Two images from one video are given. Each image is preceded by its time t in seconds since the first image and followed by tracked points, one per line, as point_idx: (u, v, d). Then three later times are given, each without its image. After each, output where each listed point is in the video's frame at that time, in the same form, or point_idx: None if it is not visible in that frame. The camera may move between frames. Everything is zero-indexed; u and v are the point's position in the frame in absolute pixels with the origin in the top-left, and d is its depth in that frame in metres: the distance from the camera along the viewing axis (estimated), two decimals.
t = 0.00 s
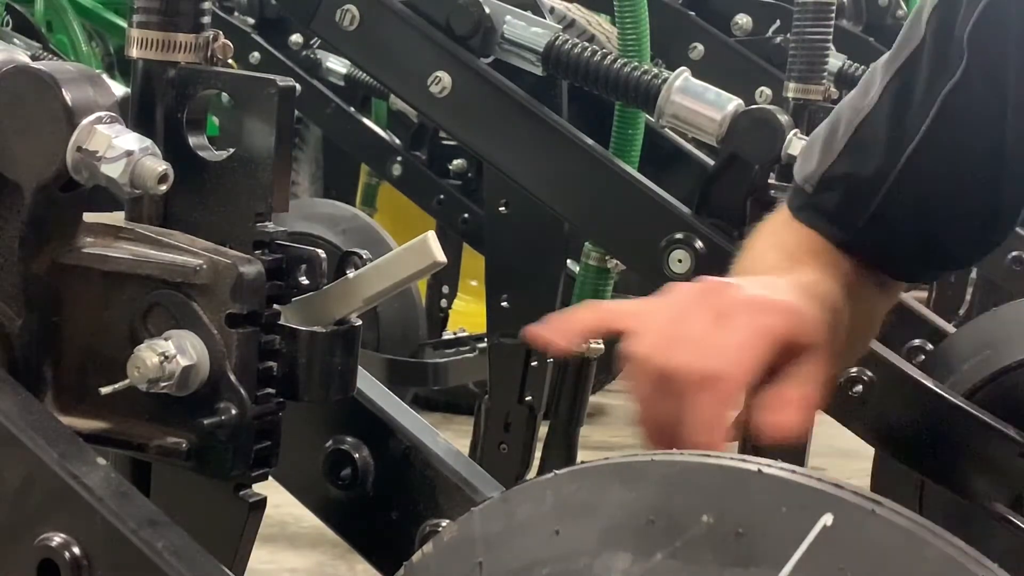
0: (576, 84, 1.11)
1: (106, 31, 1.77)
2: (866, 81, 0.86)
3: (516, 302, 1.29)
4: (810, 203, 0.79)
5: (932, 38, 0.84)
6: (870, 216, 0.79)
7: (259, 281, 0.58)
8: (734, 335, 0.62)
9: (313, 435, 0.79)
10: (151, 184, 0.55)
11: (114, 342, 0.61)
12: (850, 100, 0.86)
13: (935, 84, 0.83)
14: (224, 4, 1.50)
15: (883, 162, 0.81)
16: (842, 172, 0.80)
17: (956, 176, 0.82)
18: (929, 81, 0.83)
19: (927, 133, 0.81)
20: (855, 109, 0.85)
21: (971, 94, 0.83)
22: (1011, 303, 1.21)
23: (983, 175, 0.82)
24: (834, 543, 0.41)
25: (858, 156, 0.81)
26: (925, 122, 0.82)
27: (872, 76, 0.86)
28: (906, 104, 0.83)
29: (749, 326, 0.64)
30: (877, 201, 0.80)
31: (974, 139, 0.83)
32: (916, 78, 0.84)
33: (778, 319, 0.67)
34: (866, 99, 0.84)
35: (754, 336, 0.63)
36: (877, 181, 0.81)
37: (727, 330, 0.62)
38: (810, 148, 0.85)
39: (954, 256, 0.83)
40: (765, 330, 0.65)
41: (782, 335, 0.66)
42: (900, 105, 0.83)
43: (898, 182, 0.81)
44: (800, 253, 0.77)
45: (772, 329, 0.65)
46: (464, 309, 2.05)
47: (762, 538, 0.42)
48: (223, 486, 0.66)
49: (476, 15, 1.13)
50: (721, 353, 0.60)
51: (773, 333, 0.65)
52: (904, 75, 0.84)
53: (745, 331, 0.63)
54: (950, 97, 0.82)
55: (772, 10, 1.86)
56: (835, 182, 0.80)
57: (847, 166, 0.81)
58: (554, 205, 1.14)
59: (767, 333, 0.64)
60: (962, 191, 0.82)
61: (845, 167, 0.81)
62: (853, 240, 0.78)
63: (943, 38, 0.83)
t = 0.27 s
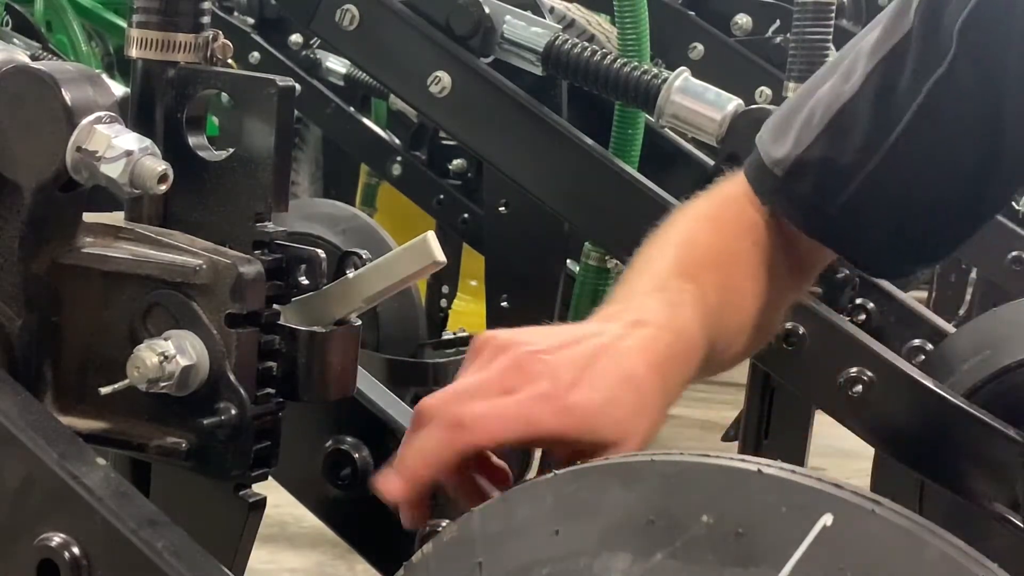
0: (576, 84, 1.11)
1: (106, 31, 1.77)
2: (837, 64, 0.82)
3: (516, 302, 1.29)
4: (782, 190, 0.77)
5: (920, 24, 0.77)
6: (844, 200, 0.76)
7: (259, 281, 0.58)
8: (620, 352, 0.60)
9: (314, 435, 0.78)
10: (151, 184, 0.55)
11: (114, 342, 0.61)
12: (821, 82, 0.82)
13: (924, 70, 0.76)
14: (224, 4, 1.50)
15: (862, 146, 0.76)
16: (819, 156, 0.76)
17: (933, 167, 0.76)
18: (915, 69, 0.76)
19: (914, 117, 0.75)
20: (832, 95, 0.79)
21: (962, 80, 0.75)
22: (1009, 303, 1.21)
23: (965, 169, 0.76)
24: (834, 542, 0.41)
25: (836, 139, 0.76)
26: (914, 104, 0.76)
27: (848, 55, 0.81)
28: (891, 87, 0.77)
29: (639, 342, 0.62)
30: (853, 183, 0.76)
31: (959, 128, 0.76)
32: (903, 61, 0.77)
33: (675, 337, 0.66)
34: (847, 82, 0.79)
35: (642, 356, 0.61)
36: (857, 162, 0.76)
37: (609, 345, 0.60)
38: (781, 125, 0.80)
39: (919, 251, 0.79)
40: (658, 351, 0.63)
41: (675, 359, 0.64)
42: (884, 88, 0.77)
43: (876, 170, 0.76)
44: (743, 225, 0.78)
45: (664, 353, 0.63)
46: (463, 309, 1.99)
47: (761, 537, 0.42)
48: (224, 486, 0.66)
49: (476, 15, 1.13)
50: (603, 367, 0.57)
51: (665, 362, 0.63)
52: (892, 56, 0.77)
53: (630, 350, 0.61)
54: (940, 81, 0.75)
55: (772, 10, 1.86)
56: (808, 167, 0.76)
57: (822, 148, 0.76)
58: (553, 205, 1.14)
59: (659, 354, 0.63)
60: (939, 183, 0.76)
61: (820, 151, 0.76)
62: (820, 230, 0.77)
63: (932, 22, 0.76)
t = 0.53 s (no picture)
0: (576, 84, 1.11)
1: (105, 31, 1.77)
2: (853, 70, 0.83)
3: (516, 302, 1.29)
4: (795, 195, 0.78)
5: (932, 29, 0.78)
6: (860, 206, 0.77)
7: (259, 281, 0.58)
8: (572, 366, 0.60)
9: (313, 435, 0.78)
10: (151, 184, 0.55)
11: (113, 343, 0.61)
12: (836, 89, 0.83)
13: (936, 75, 0.77)
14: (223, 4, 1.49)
15: (876, 152, 0.78)
16: (833, 162, 0.77)
17: (950, 175, 0.78)
18: (928, 74, 0.77)
19: (927, 124, 0.77)
20: (850, 97, 0.80)
21: (977, 88, 0.76)
22: (1010, 303, 1.21)
23: (983, 176, 0.78)
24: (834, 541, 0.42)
25: (850, 144, 0.78)
26: (924, 112, 0.77)
27: (863, 60, 0.83)
28: (904, 93, 0.78)
29: (596, 355, 0.62)
30: (871, 187, 0.77)
31: (974, 135, 0.77)
32: (915, 68, 0.78)
33: (640, 352, 0.65)
34: (861, 87, 0.80)
35: (597, 370, 0.60)
36: (871, 168, 0.78)
37: (562, 359, 0.60)
38: (798, 131, 0.82)
39: (939, 254, 0.80)
40: (617, 366, 0.62)
41: (636, 374, 0.63)
42: (896, 93, 0.79)
43: (889, 178, 0.77)
44: (745, 239, 0.79)
45: (624, 368, 0.63)
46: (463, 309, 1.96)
47: (761, 536, 0.43)
48: (223, 486, 0.66)
49: (476, 15, 1.13)
50: (545, 382, 0.57)
51: (624, 377, 0.62)
52: (904, 62, 0.79)
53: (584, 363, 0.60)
54: (952, 88, 0.76)
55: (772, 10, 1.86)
56: (823, 172, 0.77)
57: (836, 154, 0.78)
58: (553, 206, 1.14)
59: (617, 369, 0.62)
60: (955, 190, 0.78)
61: (833, 156, 0.78)
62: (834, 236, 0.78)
63: (946, 26, 0.77)
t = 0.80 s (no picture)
0: (576, 85, 1.11)
1: (105, 31, 1.77)
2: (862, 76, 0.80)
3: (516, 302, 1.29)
4: (806, 204, 0.76)
5: (941, 32, 0.74)
6: (864, 216, 0.73)
7: (259, 281, 0.58)
8: (549, 371, 0.60)
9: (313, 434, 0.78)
10: (151, 185, 0.55)
11: (113, 343, 0.61)
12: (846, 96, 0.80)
13: (943, 80, 0.73)
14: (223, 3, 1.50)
15: (884, 159, 0.74)
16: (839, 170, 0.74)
17: (961, 182, 0.73)
18: (936, 79, 0.73)
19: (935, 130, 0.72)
20: (858, 104, 0.77)
21: (987, 91, 0.72)
22: (1011, 303, 1.21)
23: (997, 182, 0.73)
24: (834, 541, 0.43)
25: (857, 152, 0.75)
26: (932, 118, 0.73)
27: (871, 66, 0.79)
28: (912, 100, 0.74)
29: (573, 360, 0.62)
30: (877, 196, 0.73)
31: (987, 139, 0.72)
32: (924, 72, 0.74)
33: (621, 358, 0.65)
34: (868, 93, 0.77)
35: (573, 375, 0.61)
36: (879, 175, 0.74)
37: (539, 364, 0.61)
38: (808, 139, 0.80)
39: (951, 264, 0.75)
40: (596, 371, 0.63)
41: (617, 380, 0.64)
42: (906, 98, 0.75)
43: (897, 185, 0.73)
44: (747, 251, 0.79)
45: (603, 373, 0.63)
46: (465, 309, 2.02)
47: (761, 537, 0.44)
48: (223, 486, 0.66)
49: (475, 15, 1.14)
50: (518, 386, 0.58)
51: (603, 382, 0.63)
52: (913, 66, 0.75)
53: (560, 368, 0.61)
54: (961, 92, 0.72)
55: (772, 10, 1.86)
56: (830, 179, 0.75)
57: (842, 163, 0.75)
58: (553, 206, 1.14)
59: (595, 373, 0.62)
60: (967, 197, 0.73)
61: (840, 165, 0.75)
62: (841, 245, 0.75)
63: (953, 30, 0.73)
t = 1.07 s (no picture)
0: (577, 85, 1.11)
1: (105, 31, 1.77)
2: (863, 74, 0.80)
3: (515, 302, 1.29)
4: (806, 203, 0.76)
5: (941, 29, 0.74)
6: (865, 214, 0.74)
7: (259, 281, 0.58)
8: (543, 369, 0.60)
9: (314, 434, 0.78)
10: (151, 185, 0.55)
11: (114, 343, 0.61)
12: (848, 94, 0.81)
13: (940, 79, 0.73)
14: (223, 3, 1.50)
15: (885, 157, 0.74)
16: (841, 168, 0.75)
17: (963, 181, 0.73)
18: (937, 77, 0.73)
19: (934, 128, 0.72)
20: (858, 102, 0.77)
21: (987, 89, 0.72)
22: (1011, 303, 1.21)
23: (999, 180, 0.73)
24: (834, 540, 0.43)
25: (858, 149, 0.75)
26: (931, 117, 0.73)
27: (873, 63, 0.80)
28: (912, 97, 0.75)
29: (567, 357, 0.62)
30: (880, 193, 0.74)
31: (987, 137, 0.72)
32: (925, 69, 0.75)
33: (614, 355, 0.65)
34: (869, 91, 0.77)
35: (566, 372, 0.61)
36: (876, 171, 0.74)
37: (533, 362, 0.61)
38: (811, 136, 0.80)
39: (951, 262, 0.75)
40: (590, 368, 0.63)
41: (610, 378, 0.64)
42: (906, 95, 0.75)
43: (898, 184, 0.73)
44: (747, 248, 0.78)
45: (597, 371, 0.63)
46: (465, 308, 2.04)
47: (761, 536, 0.44)
48: (223, 486, 0.66)
49: (475, 15, 1.13)
50: (512, 383, 0.58)
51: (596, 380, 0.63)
52: (913, 64, 0.75)
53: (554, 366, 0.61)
54: (962, 89, 0.72)
55: (772, 10, 1.86)
56: (832, 177, 0.75)
57: (844, 160, 0.75)
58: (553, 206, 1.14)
59: (589, 371, 0.62)
60: (968, 195, 0.73)
61: (841, 162, 0.75)
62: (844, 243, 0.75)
63: (955, 27, 0.73)
